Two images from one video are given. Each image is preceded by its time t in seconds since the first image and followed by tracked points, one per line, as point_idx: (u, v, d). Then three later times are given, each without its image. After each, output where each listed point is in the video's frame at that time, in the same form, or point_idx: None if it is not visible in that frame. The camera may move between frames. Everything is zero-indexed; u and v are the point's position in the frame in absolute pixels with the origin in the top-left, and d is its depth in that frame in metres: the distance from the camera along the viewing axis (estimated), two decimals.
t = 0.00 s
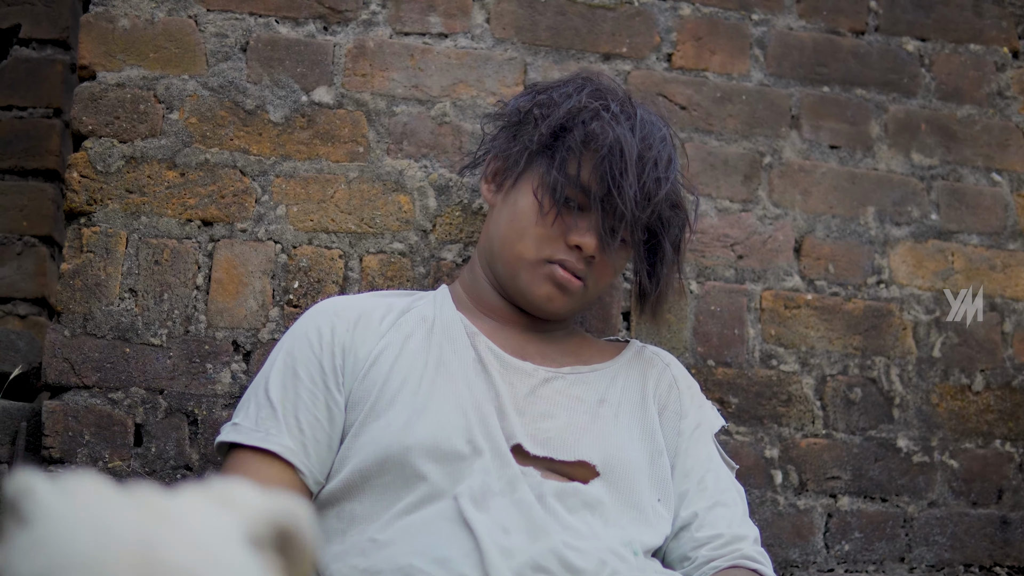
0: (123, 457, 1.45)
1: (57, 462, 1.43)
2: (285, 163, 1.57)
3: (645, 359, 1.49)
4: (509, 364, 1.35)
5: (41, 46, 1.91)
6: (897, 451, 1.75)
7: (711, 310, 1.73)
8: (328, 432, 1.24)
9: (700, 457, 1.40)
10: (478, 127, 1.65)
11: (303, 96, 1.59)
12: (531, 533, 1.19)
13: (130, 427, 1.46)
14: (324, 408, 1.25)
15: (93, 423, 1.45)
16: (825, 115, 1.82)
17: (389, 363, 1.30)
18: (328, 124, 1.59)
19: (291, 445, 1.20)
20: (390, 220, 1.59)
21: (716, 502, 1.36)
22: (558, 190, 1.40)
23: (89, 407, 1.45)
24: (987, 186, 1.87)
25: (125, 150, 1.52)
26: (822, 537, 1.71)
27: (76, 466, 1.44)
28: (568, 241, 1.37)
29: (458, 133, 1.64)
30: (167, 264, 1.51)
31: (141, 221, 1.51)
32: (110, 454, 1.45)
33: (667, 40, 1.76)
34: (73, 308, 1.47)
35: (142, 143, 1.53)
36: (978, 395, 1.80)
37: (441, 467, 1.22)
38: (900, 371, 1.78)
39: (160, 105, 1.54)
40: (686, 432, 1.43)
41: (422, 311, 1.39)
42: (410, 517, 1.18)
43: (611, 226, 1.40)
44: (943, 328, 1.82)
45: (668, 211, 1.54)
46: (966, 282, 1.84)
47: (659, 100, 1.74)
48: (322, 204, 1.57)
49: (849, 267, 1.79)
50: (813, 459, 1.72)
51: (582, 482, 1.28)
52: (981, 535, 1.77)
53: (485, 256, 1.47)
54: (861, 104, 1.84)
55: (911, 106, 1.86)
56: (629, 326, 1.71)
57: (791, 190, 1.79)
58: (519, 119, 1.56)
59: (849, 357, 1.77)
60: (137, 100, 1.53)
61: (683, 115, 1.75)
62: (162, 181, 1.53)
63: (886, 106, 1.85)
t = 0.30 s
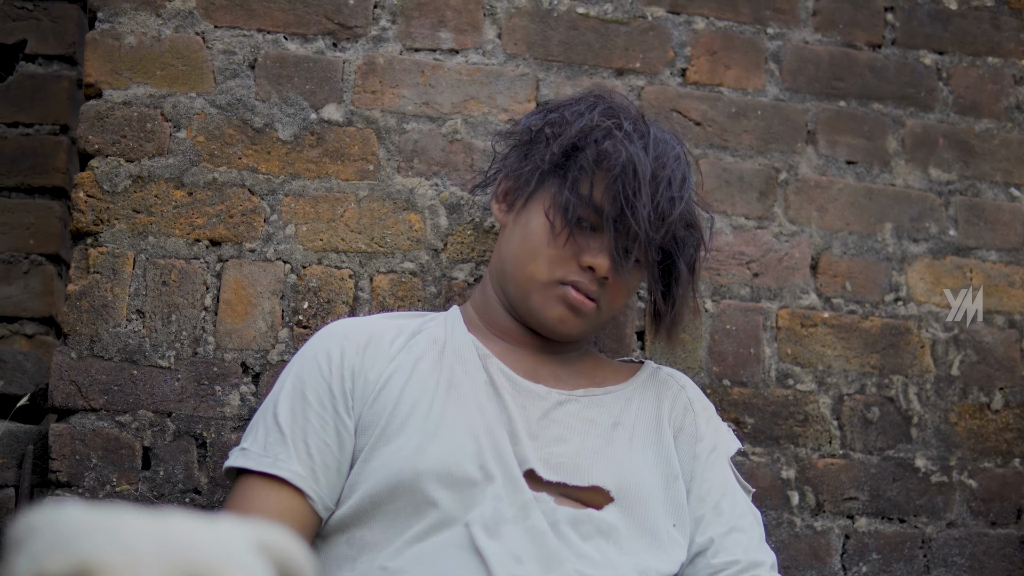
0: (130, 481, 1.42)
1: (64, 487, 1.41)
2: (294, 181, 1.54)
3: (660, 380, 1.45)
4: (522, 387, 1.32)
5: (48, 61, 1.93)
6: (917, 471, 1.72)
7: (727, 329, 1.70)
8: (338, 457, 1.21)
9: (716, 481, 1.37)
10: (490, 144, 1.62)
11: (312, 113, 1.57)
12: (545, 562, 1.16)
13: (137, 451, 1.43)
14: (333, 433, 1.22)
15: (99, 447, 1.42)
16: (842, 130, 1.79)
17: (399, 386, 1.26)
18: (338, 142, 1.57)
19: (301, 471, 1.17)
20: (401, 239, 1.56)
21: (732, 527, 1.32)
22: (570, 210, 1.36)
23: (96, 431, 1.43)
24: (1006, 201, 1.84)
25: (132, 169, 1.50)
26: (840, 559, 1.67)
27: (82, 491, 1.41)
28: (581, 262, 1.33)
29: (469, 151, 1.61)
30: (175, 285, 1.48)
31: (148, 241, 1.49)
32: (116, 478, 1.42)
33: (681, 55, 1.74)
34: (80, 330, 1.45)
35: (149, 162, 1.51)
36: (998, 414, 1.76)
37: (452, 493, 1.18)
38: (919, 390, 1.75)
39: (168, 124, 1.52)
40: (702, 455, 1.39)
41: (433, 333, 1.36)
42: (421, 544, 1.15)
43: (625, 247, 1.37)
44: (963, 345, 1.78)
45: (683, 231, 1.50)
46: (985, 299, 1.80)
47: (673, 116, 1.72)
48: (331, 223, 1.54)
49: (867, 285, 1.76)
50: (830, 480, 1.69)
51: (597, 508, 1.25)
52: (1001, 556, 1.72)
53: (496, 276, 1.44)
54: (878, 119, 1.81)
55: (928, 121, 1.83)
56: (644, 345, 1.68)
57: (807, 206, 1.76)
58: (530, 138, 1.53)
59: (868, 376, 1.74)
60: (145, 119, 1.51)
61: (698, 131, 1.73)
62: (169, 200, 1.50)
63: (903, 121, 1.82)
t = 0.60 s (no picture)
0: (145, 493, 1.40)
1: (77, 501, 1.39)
2: (310, 190, 1.52)
3: (682, 392, 1.41)
4: (540, 400, 1.29)
5: (62, 69, 1.92)
6: (946, 481, 1.67)
7: (751, 338, 1.66)
8: (353, 472, 1.18)
9: (740, 494, 1.32)
10: (508, 151, 1.60)
11: (328, 120, 1.55)
12: None
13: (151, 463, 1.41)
14: (349, 447, 1.19)
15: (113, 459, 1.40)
16: (867, 133, 1.75)
17: (416, 399, 1.24)
18: (354, 149, 1.54)
19: (314, 486, 1.14)
20: (418, 248, 1.54)
21: (756, 541, 1.28)
22: (590, 218, 1.33)
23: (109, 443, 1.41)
24: None
25: (145, 178, 1.48)
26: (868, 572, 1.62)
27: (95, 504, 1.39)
28: (601, 271, 1.29)
29: (487, 157, 1.59)
30: (189, 295, 1.46)
31: (161, 251, 1.47)
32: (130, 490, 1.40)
33: (703, 58, 1.71)
34: (93, 340, 1.43)
35: (163, 171, 1.49)
36: None
37: (469, 508, 1.15)
38: (948, 398, 1.70)
39: (182, 132, 1.50)
40: (725, 467, 1.35)
41: (450, 345, 1.33)
42: (437, 560, 1.12)
43: (646, 255, 1.33)
44: (992, 352, 1.74)
45: (706, 239, 1.46)
46: (1014, 305, 1.76)
47: (695, 121, 1.69)
48: (347, 231, 1.52)
49: (894, 291, 1.72)
50: (857, 490, 1.64)
51: (617, 523, 1.22)
52: None
53: (515, 286, 1.41)
54: (904, 122, 1.77)
55: (955, 124, 1.79)
56: (666, 354, 1.65)
57: (832, 211, 1.72)
58: (549, 145, 1.50)
59: (895, 384, 1.69)
60: (158, 127, 1.50)
61: (721, 135, 1.70)
62: (183, 210, 1.48)
63: (929, 124, 1.78)
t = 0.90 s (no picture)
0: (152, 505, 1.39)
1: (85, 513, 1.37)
2: (319, 198, 1.50)
3: (694, 401, 1.39)
4: (549, 412, 1.26)
5: (72, 76, 1.91)
6: (966, 491, 1.64)
7: (766, 345, 1.63)
8: (359, 485, 1.16)
9: (752, 506, 1.29)
10: (520, 157, 1.57)
11: (338, 127, 1.53)
12: None
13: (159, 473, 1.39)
14: (354, 460, 1.16)
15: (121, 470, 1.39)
16: (885, 137, 1.73)
17: (422, 411, 1.21)
18: (363, 156, 1.53)
19: (320, 499, 1.11)
20: (428, 255, 1.52)
21: (769, 554, 1.24)
22: (598, 225, 1.30)
23: (117, 453, 1.39)
24: None
25: (153, 187, 1.47)
26: None
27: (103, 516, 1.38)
28: (610, 279, 1.27)
29: (498, 164, 1.57)
30: (197, 305, 1.45)
31: (169, 260, 1.45)
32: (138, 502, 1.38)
33: (718, 62, 1.68)
34: (100, 350, 1.41)
35: (171, 179, 1.47)
36: None
37: (475, 522, 1.13)
38: (968, 406, 1.67)
39: (190, 140, 1.49)
40: (737, 478, 1.32)
41: (458, 355, 1.31)
42: None
43: (655, 263, 1.30)
44: (1012, 359, 1.70)
45: (717, 245, 1.42)
46: None
47: (710, 125, 1.66)
48: (357, 239, 1.50)
49: (912, 297, 1.69)
50: (874, 500, 1.61)
51: (625, 536, 1.19)
52: None
53: (523, 294, 1.39)
54: (922, 125, 1.74)
55: (974, 127, 1.76)
56: (680, 363, 1.62)
57: (849, 216, 1.69)
58: (558, 151, 1.48)
59: (913, 392, 1.66)
60: (166, 135, 1.48)
61: (736, 140, 1.67)
62: (191, 218, 1.47)
63: (948, 127, 1.75)
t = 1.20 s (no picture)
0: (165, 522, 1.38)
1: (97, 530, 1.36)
2: (332, 212, 1.49)
3: (709, 417, 1.35)
4: (560, 431, 1.24)
5: (88, 90, 1.91)
6: (990, 507, 1.61)
7: (786, 360, 1.60)
8: (369, 505, 1.14)
9: (766, 525, 1.25)
10: (535, 170, 1.55)
11: (352, 141, 1.51)
12: None
13: (172, 489, 1.38)
14: (364, 479, 1.15)
15: (133, 487, 1.38)
16: (907, 147, 1.69)
17: (432, 431, 1.19)
18: (377, 169, 1.51)
19: (329, 519, 1.11)
20: (442, 270, 1.50)
21: None
22: (610, 240, 1.28)
23: (130, 470, 1.38)
24: None
25: (165, 203, 1.45)
26: None
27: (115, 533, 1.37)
28: (622, 296, 1.25)
29: (513, 177, 1.55)
30: (209, 321, 1.43)
31: (181, 276, 1.44)
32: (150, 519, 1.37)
33: (736, 72, 1.66)
34: (113, 367, 1.40)
35: (183, 194, 1.46)
36: None
37: (484, 544, 1.11)
38: (992, 420, 1.63)
39: (202, 155, 1.48)
40: (751, 497, 1.29)
41: (469, 372, 1.29)
42: None
43: (668, 279, 1.28)
44: None
45: (730, 261, 1.39)
46: None
47: (728, 136, 1.64)
48: (370, 253, 1.49)
49: (935, 310, 1.66)
50: (897, 516, 1.58)
51: (636, 558, 1.17)
52: None
53: (535, 310, 1.36)
54: (945, 135, 1.71)
55: (999, 136, 1.73)
56: (698, 377, 1.59)
57: (870, 227, 1.66)
58: (570, 165, 1.46)
59: (937, 406, 1.63)
60: (178, 151, 1.47)
61: (755, 151, 1.64)
62: (204, 233, 1.46)
63: (972, 136, 1.72)
